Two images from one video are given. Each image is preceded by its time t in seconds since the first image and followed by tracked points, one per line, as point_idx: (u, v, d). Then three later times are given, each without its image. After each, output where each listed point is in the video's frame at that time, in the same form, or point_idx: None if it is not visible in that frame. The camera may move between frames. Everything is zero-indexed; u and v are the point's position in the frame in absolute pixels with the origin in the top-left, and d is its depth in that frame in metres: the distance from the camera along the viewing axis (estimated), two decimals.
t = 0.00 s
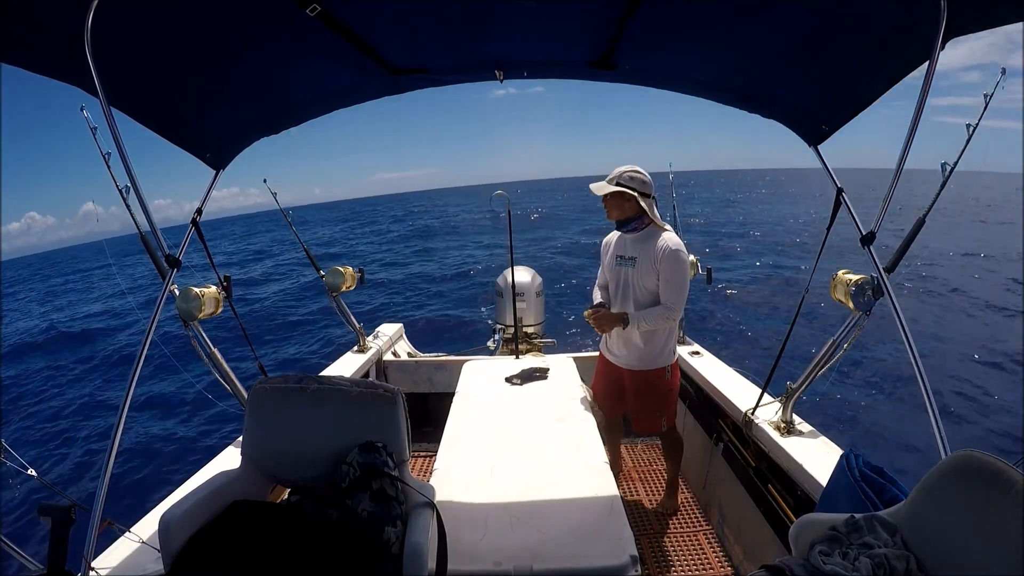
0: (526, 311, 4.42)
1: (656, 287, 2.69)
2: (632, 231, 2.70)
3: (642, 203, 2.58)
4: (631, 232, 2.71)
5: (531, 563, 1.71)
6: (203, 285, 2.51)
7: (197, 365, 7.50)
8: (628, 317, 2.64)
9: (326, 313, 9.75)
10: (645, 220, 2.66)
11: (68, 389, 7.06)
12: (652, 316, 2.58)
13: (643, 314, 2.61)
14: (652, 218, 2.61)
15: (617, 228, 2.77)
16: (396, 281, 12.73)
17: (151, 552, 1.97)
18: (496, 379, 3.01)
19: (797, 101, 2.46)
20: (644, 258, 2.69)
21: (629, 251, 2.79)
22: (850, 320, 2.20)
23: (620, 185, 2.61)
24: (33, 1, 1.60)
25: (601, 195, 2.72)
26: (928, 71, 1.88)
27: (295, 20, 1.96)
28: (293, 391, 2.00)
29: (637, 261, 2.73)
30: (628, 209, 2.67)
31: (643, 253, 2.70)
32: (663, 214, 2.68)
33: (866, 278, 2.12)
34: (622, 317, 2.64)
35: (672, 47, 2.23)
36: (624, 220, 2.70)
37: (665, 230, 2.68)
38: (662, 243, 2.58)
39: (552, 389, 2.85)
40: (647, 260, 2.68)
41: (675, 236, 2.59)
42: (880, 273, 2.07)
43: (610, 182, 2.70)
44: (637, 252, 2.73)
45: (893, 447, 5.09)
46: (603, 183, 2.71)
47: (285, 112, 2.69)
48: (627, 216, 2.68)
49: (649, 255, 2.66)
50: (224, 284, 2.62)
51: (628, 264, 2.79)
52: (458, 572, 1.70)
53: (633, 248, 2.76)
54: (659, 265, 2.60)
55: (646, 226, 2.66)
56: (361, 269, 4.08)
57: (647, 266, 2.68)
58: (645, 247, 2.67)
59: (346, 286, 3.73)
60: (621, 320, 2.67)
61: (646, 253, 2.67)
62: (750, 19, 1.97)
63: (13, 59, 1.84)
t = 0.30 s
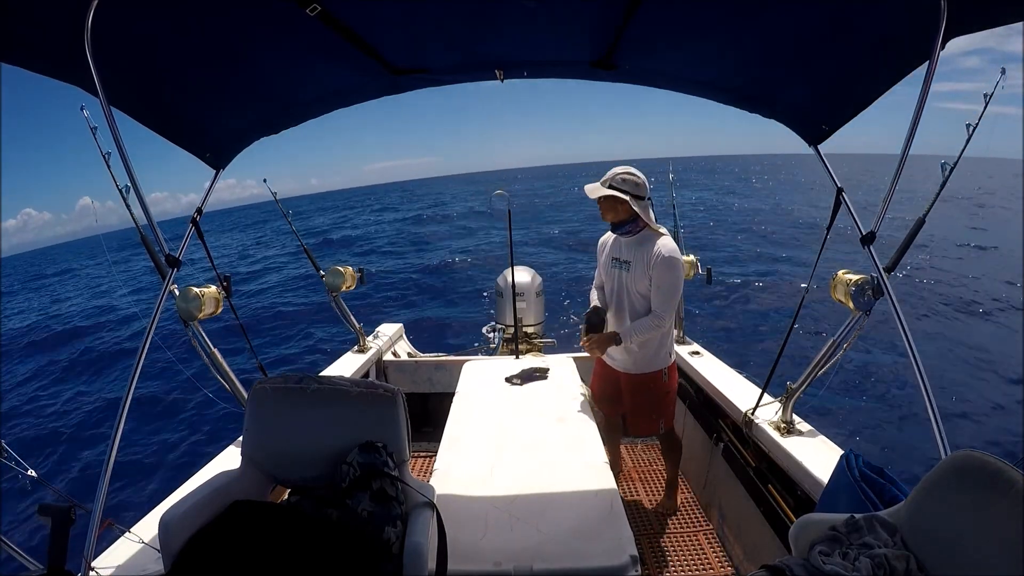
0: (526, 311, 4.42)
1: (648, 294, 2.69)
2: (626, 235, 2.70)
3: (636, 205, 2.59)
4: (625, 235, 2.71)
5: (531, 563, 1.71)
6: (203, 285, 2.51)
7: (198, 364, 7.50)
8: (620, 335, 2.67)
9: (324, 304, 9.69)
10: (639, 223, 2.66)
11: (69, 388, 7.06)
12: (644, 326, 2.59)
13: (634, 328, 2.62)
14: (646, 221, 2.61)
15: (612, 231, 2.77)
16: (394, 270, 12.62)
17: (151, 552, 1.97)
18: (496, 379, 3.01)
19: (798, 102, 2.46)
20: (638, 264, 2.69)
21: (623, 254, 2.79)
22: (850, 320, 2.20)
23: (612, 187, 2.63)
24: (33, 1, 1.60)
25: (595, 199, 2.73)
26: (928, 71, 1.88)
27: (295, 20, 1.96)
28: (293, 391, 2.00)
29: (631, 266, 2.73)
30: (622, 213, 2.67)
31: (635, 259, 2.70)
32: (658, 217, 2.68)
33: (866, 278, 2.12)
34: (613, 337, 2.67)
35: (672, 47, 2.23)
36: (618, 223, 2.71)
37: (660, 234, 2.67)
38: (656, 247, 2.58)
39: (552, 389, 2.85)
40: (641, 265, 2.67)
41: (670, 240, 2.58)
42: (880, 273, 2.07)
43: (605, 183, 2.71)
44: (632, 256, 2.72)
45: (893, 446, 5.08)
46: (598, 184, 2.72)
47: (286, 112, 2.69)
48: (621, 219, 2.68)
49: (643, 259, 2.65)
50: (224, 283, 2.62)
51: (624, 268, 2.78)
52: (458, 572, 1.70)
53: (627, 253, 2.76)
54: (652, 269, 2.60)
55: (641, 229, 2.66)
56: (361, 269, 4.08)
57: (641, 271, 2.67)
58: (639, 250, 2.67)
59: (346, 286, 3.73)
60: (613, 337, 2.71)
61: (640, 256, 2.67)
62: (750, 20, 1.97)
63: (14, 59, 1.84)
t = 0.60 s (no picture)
0: (526, 311, 4.42)
1: (648, 294, 2.70)
2: (628, 234, 2.71)
3: (636, 205, 2.60)
4: (626, 235, 2.72)
5: (531, 563, 1.71)
6: (203, 284, 2.51)
7: (197, 365, 7.50)
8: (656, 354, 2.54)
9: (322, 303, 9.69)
10: (638, 224, 2.67)
11: (68, 387, 7.06)
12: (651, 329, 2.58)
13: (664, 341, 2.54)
14: (646, 222, 2.62)
15: (612, 231, 2.79)
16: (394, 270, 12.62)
17: (151, 552, 1.97)
18: (496, 379, 3.01)
19: (798, 102, 2.46)
20: (639, 264, 2.69)
21: (623, 255, 2.80)
22: (850, 321, 2.21)
23: (613, 185, 2.64)
24: (33, 2, 1.60)
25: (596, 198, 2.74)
26: (928, 71, 1.88)
27: (295, 20, 1.96)
28: (293, 391, 2.00)
29: (631, 266, 2.74)
30: (622, 212, 2.69)
31: (636, 259, 2.70)
32: (659, 217, 2.68)
33: (866, 278, 2.12)
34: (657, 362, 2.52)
35: (673, 47, 2.23)
36: (619, 223, 2.72)
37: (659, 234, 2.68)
38: (655, 247, 2.58)
39: (552, 389, 2.84)
40: (640, 265, 2.68)
41: (669, 241, 2.59)
42: (880, 273, 2.07)
43: (605, 182, 2.72)
44: (632, 256, 2.74)
45: (893, 446, 5.09)
46: (598, 183, 2.72)
47: (286, 112, 2.69)
48: (620, 218, 2.70)
49: (642, 259, 2.66)
50: (224, 283, 2.62)
51: (624, 269, 2.79)
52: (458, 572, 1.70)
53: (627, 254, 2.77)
54: (652, 269, 2.60)
55: (640, 230, 2.67)
56: (361, 268, 4.07)
57: (641, 271, 2.68)
58: (639, 250, 2.68)
59: (346, 286, 3.72)
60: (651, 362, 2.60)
61: (640, 257, 2.67)
62: (750, 19, 1.97)
63: (14, 59, 1.84)
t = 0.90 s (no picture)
0: (526, 311, 4.42)
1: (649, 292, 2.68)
2: (628, 231, 2.73)
3: (637, 203, 2.61)
4: (626, 233, 2.74)
5: (531, 563, 1.71)
6: (203, 284, 2.51)
7: (197, 365, 7.50)
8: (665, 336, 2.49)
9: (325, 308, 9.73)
10: (639, 222, 2.70)
11: (68, 386, 7.06)
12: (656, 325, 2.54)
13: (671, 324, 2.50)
14: (647, 220, 2.63)
15: (614, 229, 2.80)
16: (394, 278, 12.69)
17: (151, 552, 1.97)
18: (496, 379, 3.01)
19: (798, 102, 2.46)
20: (641, 261, 2.68)
21: (623, 253, 2.80)
22: (850, 320, 2.21)
23: (615, 183, 2.64)
24: (34, 2, 1.60)
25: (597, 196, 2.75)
26: (927, 72, 1.88)
27: (295, 20, 1.96)
28: (293, 391, 2.00)
29: (631, 263, 2.74)
30: (623, 210, 2.70)
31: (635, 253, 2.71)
32: (659, 217, 2.69)
33: (866, 278, 2.12)
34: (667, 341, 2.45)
35: (674, 47, 2.23)
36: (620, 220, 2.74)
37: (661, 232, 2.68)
38: (655, 245, 2.58)
39: (552, 389, 2.85)
40: (641, 263, 2.67)
41: (670, 239, 2.59)
42: (880, 273, 2.07)
43: (605, 182, 2.72)
44: (633, 254, 2.73)
45: (892, 446, 5.09)
46: (599, 182, 2.72)
47: (286, 112, 2.69)
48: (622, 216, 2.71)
49: (643, 257, 2.65)
50: (224, 283, 2.62)
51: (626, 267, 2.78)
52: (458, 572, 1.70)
53: (625, 251, 2.79)
54: (652, 266, 2.60)
55: (640, 228, 2.69)
56: (361, 269, 4.08)
57: (643, 269, 2.66)
58: (639, 248, 2.68)
59: (346, 286, 3.72)
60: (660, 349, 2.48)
61: (640, 255, 2.67)
62: (750, 19, 1.97)
63: (13, 59, 1.84)
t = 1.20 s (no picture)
0: (526, 311, 4.42)
1: (648, 288, 2.69)
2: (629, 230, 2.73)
3: (639, 201, 2.60)
4: (629, 231, 2.73)
5: (531, 563, 1.71)
6: (203, 285, 2.51)
7: (197, 364, 7.50)
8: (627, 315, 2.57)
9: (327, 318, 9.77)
10: (641, 220, 2.69)
11: (68, 386, 7.06)
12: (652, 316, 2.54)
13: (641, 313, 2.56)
14: (649, 219, 2.63)
15: (618, 227, 2.80)
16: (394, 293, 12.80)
17: (151, 552, 1.97)
18: (496, 379, 3.01)
19: (797, 102, 2.46)
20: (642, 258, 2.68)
21: (625, 250, 2.80)
22: (850, 321, 2.21)
23: (618, 182, 2.64)
24: (34, 2, 1.60)
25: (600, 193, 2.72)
26: (928, 72, 1.88)
27: (295, 20, 1.96)
28: (292, 391, 2.00)
29: (632, 260, 2.74)
30: (627, 207, 2.69)
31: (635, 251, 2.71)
32: (662, 216, 2.69)
33: (866, 278, 2.12)
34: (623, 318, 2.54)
35: (674, 47, 2.23)
36: (623, 218, 2.73)
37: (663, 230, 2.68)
38: (656, 243, 2.59)
39: (552, 389, 2.85)
40: (642, 260, 2.67)
41: (671, 238, 2.59)
42: (880, 273, 2.06)
43: (606, 182, 2.73)
44: (634, 251, 2.73)
45: (892, 446, 5.10)
46: (600, 182, 2.72)
47: (285, 112, 2.69)
48: (626, 214, 2.70)
49: (644, 254, 2.65)
50: (224, 284, 2.62)
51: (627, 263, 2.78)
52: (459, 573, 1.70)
53: (627, 248, 2.79)
54: (652, 266, 2.60)
55: (644, 225, 2.68)
56: (361, 269, 4.08)
57: (643, 265, 2.66)
58: (641, 245, 2.67)
59: (346, 286, 3.72)
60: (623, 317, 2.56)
61: (641, 252, 2.67)
62: (750, 19, 1.97)
63: (13, 59, 1.84)
